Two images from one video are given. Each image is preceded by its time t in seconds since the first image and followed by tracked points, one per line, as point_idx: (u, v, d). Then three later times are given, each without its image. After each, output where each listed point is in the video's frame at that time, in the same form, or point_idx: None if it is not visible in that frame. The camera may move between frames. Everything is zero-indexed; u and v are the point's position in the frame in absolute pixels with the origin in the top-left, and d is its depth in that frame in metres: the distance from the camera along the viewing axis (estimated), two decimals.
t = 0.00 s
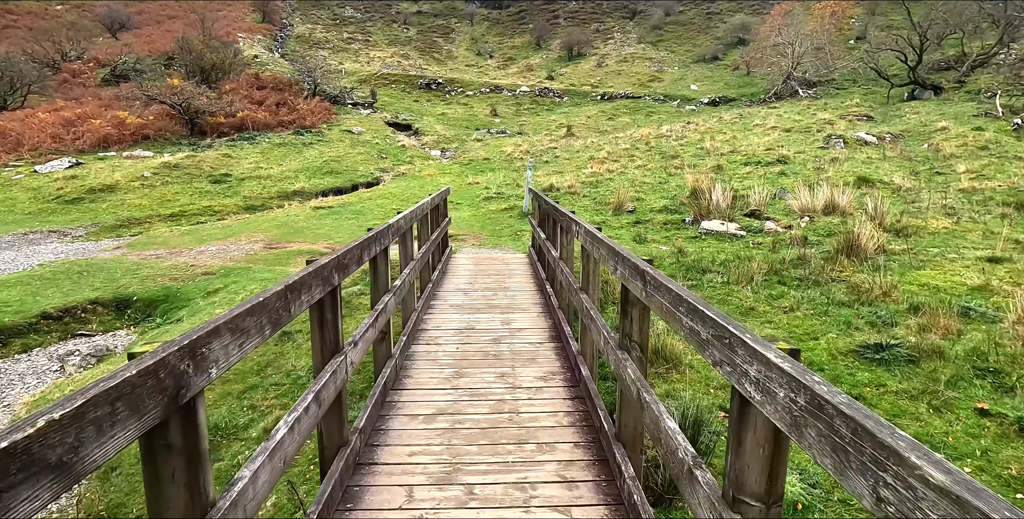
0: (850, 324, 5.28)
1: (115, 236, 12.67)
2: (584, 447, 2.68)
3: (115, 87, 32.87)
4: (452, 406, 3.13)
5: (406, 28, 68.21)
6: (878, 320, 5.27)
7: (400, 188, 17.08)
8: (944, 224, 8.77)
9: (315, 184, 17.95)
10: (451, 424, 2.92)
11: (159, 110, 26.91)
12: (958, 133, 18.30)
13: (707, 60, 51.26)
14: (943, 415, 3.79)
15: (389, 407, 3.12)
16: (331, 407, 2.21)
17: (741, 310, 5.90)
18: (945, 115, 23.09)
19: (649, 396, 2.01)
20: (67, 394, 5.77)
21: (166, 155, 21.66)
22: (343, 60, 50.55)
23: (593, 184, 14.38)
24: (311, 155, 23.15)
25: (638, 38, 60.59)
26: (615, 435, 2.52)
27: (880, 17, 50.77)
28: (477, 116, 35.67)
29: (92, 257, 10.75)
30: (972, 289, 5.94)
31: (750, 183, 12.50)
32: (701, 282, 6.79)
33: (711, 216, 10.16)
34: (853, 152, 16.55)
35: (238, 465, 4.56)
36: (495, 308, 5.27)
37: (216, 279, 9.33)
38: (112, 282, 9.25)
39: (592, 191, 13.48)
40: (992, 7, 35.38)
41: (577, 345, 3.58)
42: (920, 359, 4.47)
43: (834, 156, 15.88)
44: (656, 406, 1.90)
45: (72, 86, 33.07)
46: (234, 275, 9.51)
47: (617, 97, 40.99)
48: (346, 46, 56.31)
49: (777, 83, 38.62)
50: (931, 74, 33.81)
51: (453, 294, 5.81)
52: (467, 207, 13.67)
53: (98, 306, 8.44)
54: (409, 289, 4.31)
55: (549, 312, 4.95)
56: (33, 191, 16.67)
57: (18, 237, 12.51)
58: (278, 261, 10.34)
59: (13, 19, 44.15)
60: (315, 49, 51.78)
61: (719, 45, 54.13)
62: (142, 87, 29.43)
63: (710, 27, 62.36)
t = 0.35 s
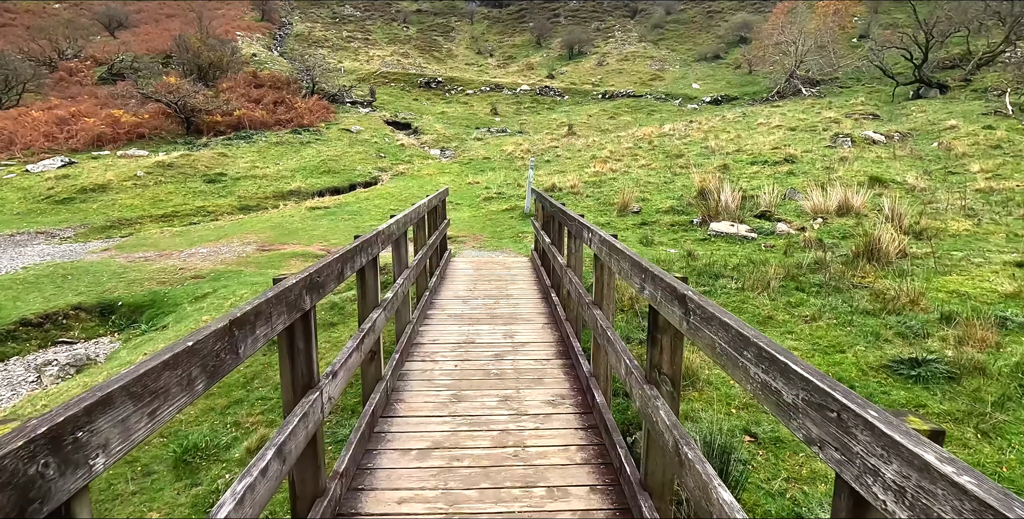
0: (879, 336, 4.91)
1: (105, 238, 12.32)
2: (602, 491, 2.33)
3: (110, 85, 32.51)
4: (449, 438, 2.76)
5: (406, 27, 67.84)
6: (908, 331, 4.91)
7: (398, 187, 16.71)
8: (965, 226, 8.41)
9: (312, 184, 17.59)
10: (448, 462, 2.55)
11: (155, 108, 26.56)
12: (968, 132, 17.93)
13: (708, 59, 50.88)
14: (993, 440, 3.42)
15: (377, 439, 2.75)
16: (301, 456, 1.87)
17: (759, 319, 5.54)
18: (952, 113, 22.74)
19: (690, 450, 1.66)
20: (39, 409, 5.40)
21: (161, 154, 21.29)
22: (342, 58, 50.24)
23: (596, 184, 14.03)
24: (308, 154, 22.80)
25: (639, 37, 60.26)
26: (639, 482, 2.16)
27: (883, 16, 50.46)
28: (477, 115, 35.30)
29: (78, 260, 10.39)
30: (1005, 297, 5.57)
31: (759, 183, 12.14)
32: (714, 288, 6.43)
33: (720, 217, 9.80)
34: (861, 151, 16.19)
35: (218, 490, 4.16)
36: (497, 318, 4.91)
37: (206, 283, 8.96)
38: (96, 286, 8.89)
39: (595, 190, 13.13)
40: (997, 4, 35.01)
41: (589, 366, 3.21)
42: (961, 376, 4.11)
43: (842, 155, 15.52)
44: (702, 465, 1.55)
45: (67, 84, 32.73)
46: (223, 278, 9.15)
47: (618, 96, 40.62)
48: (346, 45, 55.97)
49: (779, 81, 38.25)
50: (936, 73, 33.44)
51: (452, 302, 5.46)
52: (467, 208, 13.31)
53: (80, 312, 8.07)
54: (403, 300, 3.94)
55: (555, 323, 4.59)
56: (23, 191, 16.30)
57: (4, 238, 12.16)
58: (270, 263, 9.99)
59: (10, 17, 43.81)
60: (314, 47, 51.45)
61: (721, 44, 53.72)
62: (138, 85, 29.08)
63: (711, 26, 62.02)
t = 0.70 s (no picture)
0: (914, 352, 4.53)
1: (95, 240, 11.96)
2: None
3: (108, 83, 32.14)
4: (447, 486, 2.39)
5: (408, 25, 67.44)
6: (947, 347, 4.53)
7: (397, 187, 16.32)
8: (991, 229, 8.02)
9: (310, 184, 17.22)
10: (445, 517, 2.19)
11: (152, 107, 26.20)
12: (981, 131, 17.49)
13: (711, 57, 50.39)
14: None
15: (363, 487, 2.38)
16: None
17: (781, 332, 5.16)
18: (963, 112, 22.27)
19: None
20: (9, 429, 5.02)
21: (157, 153, 20.93)
22: (343, 57, 49.86)
23: (601, 184, 13.64)
24: (307, 153, 22.42)
25: (642, 35, 59.77)
26: None
27: (889, 13, 49.91)
28: (479, 114, 34.90)
29: (65, 263, 10.04)
30: None
31: (769, 184, 11.75)
32: (731, 297, 6.05)
33: (732, 220, 9.41)
34: (873, 150, 15.77)
35: None
36: (501, 332, 4.53)
37: (196, 288, 8.59)
38: (82, 291, 8.52)
39: (599, 191, 12.72)
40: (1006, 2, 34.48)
41: (607, 397, 2.83)
42: (1012, 402, 3.74)
43: (853, 155, 15.11)
44: None
45: (66, 82, 32.37)
46: (214, 284, 8.77)
47: (621, 94, 40.19)
48: (347, 43, 55.57)
49: (784, 80, 37.80)
50: (944, 71, 32.94)
51: (451, 313, 5.10)
52: (468, 209, 12.93)
53: (63, 320, 7.70)
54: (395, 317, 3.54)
55: (563, 339, 4.23)
56: (14, 191, 15.96)
57: None
58: (263, 267, 9.61)
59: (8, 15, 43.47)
60: (314, 45, 51.05)
61: (724, 42, 53.23)
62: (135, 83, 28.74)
63: (714, 24, 61.51)
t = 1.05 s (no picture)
0: (949, 368, 4.15)
1: (80, 241, 11.58)
2: None
3: (101, 81, 31.73)
4: None
5: (406, 24, 67.04)
6: (985, 363, 4.15)
7: (393, 187, 15.92)
8: (1012, 231, 7.64)
9: (304, 183, 16.83)
10: None
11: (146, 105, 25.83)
12: (990, 129, 17.14)
13: (712, 56, 50.02)
14: None
15: None
16: None
17: (800, 344, 4.78)
18: (970, 110, 21.92)
19: None
20: None
21: (149, 151, 20.53)
22: (341, 55, 49.46)
23: (602, 184, 13.28)
24: (302, 152, 22.02)
25: (642, 34, 59.40)
26: None
27: (891, 12, 49.57)
28: (478, 112, 34.52)
29: (44, 266, 9.65)
30: None
31: (776, 184, 11.38)
32: (744, 304, 5.67)
33: (739, 221, 9.05)
34: (881, 149, 15.40)
35: None
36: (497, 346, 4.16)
37: (179, 292, 8.21)
38: (60, 296, 8.14)
39: (601, 191, 12.35)
40: None
41: (620, 431, 2.45)
42: None
43: (860, 154, 14.73)
44: None
45: (59, 80, 31.95)
46: (198, 287, 8.38)
47: (621, 93, 39.82)
48: (345, 41, 55.15)
49: (786, 78, 37.45)
50: (949, 69, 32.57)
51: (444, 323, 4.72)
52: (465, 209, 12.56)
53: (38, 327, 7.31)
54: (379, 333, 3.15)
55: (566, 355, 3.85)
56: None
57: None
58: (251, 270, 9.22)
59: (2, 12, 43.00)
60: (312, 44, 50.66)
61: (724, 41, 52.85)
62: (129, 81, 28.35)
63: (715, 22, 61.15)
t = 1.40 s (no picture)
0: (990, 388, 3.79)
1: (63, 243, 11.17)
2: None
3: (94, 78, 31.20)
4: None
5: (404, 22, 66.56)
6: None
7: (388, 187, 15.53)
8: None
9: (298, 183, 16.46)
10: None
11: (138, 103, 25.43)
12: (998, 128, 16.81)
13: (711, 54, 49.63)
14: None
15: None
16: None
17: (824, 360, 4.42)
18: (975, 109, 21.59)
19: None
20: None
21: (141, 150, 20.09)
22: (338, 52, 49.00)
23: (604, 183, 12.92)
24: (297, 151, 21.62)
25: (641, 32, 59.03)
26: None
27: (892, 10, 49.25)
28: (476, 110, 34.14)
29: (23, 270, 9.24)
30: None
31: (784, 184, 11.03)
32: (759, 314, 5.31)
33: (747, 223, 8.69)
34: (888, 148, 15.06)
35: None
36: (495, 363, 3.77)
37: (163, 298, 7.82)
38: (36, 303, 7.74)
39: (603, 191, 11.97)
40: None
41: (642, 483, 2.06)
42: None
43: (868, 153, 14.37)
44: None
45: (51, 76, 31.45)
46: (182, 293, 7.99)
47: (620, 91, 39.46)
48: (342, 39, 54.69)
49: (787, 76, 37.12)
50: (952, 67, 32.24)
51: (438, 336, 4.35)
52: (463, 210, 12.19)
53: (11, 336, 6.92)
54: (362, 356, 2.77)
55: (570, 376, 3.45)
56: None
57: None
58: (238, 274, 8.84)
59: None
60: (309, 41, 50.20)
61: (724, 39, 52.46)
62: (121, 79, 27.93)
63: (714, 20, 60.75)
